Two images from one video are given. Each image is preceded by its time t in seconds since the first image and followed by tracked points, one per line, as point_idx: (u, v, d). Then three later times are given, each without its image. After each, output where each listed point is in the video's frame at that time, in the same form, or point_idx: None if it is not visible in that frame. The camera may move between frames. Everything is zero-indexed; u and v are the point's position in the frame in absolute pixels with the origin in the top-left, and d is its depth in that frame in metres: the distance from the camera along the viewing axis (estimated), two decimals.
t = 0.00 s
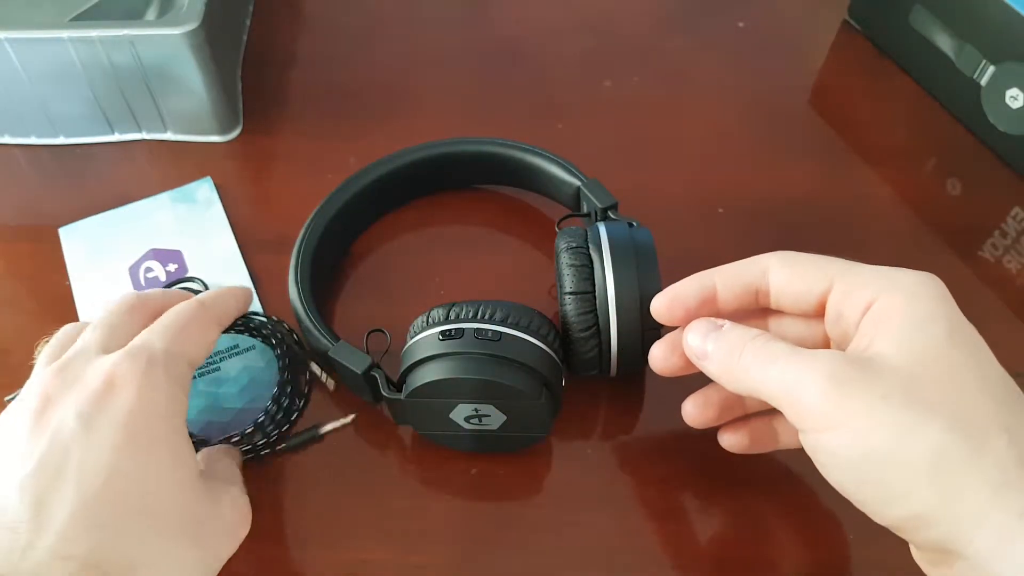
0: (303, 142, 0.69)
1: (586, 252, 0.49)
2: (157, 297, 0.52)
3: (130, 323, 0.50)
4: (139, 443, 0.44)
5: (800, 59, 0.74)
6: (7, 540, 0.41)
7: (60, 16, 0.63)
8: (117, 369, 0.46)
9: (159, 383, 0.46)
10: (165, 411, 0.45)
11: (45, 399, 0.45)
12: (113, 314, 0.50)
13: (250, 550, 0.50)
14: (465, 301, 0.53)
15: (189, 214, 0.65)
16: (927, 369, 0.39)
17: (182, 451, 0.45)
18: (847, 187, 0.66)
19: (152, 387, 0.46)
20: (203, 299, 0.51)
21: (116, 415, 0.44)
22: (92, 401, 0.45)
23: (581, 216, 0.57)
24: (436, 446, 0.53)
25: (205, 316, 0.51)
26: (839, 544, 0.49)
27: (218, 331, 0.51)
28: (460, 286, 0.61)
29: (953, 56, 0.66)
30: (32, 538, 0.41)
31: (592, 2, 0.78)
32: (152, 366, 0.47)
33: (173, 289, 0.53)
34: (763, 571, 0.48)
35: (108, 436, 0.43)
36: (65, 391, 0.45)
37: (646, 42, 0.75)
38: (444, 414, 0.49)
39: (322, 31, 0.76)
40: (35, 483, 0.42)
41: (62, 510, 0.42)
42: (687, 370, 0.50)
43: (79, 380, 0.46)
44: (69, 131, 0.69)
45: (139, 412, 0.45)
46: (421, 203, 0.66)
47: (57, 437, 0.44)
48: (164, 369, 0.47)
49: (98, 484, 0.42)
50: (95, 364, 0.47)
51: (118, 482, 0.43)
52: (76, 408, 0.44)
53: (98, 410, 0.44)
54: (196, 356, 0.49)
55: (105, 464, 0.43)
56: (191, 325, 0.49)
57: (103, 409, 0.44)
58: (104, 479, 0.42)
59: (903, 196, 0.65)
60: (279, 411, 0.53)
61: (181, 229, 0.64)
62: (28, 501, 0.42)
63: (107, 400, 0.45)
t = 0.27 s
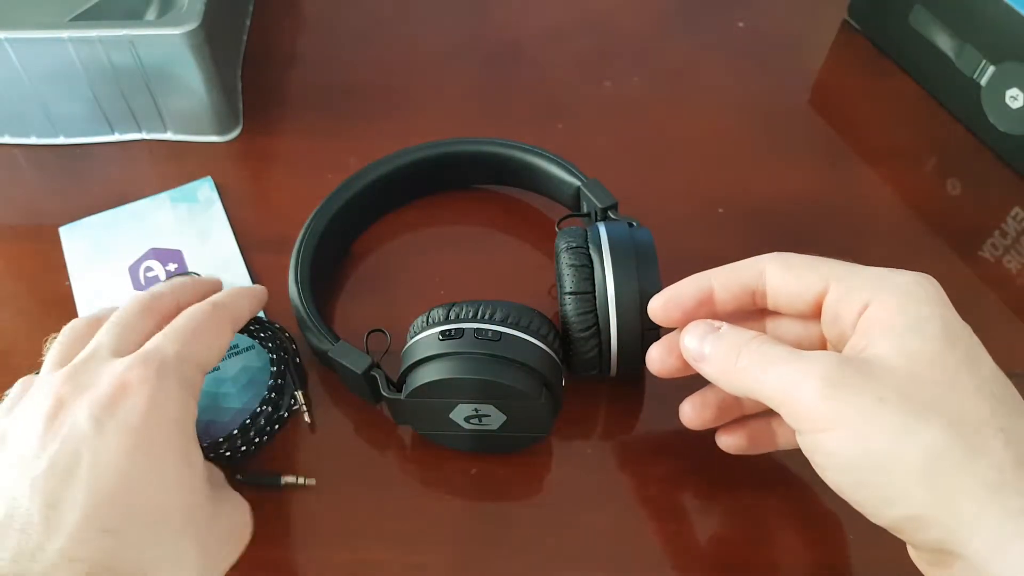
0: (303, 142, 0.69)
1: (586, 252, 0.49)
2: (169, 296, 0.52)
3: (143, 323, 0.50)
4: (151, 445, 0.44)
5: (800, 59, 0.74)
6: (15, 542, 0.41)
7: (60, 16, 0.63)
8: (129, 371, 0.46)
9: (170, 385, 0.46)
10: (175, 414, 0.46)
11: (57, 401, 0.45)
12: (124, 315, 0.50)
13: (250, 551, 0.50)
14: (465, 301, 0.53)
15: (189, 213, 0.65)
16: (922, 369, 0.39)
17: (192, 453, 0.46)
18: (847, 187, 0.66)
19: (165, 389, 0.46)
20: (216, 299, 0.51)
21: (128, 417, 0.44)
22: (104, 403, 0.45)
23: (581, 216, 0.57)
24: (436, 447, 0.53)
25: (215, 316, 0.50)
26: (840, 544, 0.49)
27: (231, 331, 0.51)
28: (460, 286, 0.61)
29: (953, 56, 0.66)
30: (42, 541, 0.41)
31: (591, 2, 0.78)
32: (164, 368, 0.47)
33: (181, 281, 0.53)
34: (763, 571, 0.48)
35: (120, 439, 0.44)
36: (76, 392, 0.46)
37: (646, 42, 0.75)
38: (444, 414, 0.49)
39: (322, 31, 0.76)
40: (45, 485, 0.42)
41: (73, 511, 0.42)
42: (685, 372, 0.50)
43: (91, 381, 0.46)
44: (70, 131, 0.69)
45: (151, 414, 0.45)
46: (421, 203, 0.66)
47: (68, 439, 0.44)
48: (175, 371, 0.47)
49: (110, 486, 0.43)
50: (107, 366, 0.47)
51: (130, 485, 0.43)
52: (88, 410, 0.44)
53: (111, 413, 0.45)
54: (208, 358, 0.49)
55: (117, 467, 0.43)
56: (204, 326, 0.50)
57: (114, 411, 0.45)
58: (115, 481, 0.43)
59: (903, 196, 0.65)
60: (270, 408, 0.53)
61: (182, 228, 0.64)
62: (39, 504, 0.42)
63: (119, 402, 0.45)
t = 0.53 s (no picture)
0: (303, 142, 0.69)
1: (586, 252, 0.49)
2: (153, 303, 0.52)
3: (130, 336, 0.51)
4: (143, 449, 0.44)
5: (799, 59, 0.74)
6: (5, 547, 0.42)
7: (60, 16, 0.63)
8: (121, 378, 0.47)
9: (161, 390, 0.47)
10: (168, 417, 0.46)
11: (51, 409, 0.46)
12: (113, 325, 0.50)
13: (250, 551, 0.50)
14: (464, 301, 0.53)
15: (189, 213, 0.65)
16: (919, 369, 0.39)
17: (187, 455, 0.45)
18: (847, 187, 0.66)
19: (156, 397, 0.46)
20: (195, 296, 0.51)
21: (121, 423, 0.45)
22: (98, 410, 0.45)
23: (581, 216, 0.57)
24: (436, 447, 0.53)
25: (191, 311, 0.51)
26: (840, 544, 0.49)
27: (206, 327, 0.52)
28: (460, 286, 0.61)
29: (953, 56, 0.66)
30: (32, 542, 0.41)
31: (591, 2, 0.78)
32: (153, 376, 0.47)
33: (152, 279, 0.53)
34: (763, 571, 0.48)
35: (112, 443, 0.44)
36: (70, 401, 0.46)
37: (646, 42, 0.75)
38: (444, 414, 0.49)
39: (322, 31, 0.76)
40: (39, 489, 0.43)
41: (64, 513, 0.42)
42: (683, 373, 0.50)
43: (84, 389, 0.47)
44: (70, 131, 0.69)
45: (144, 418, 0.45)
46: (421, 203, 0.66)
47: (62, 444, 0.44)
48: (165, 377, 0.47)
49: (102, 489, 0.43)
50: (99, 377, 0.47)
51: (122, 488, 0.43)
52: (82, 419, 0.45)
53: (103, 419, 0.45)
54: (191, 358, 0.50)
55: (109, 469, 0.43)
56: (187, 327, 0.50)
57: (107, 417, 0.45)
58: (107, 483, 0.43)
59: (903, 196, 0.65)
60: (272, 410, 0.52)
61: (182, 228, 0.64)
62: (31, 506, 0.42)
63: (114, 409, 0.45)
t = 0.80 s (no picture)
0: (303, 142, 0.69)
1: (586, 252, 0.49)
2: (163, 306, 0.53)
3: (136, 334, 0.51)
4: (147, 444, 0.44)
5: (800, 59, 0.74)
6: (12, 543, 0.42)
7: (61, 16, 0.63)
8: (123, 372, 0.47)
9: (165, 385, 0.47)
10: (172, 410, 0.46)
11: (56, 402, 0.46)
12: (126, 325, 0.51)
13: (248, 551, 0.50)
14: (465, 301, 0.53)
15: (189, 212, 0.65)
16: (918, 369, 0.39)
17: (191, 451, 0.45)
18: (847, 187, 0.66)
19: (160, 389, 0.46)
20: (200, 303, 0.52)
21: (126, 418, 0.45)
22: (102, 405, 0.45)
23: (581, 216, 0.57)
24: (435, 447, 0.53)
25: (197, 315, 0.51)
26: (840, 544, 0.49)
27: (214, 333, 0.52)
28: (460, 286, 0.61)
29: (953, 56, 0.66)
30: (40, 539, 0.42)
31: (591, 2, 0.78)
32: (158, 369, 0.47)
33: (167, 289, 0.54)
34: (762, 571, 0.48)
35: (117, 438, 0.44)
36: (74, 394, 0.46)
37: (646, 42, 0.75)
38: (444, 414, 0.49)
39: (322, 31, 0.76)
40: (45, 486, 0.43)
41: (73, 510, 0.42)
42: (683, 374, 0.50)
43: (88, 384, 0.47)
44: (69, 131, 0.69)
45: (148, 414, 0.45)
46: (421, 203, 0.66)
47: (67, 440, 0.44)
48: (170, 370, 0.47)
49: (107, 485, 0.43)
50: (104, 371, 0.48)
51: (126, 483, 0.43)
52: (87, 410, 0.45)
53: (109, 414, 0.45)
54: (195, 354, 0.50)
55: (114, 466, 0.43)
56: (191, 327, 0.50)
57: (111, 411, 0.45)
58: (113, 478, 0.43)
59: (902, 196, 0.65)
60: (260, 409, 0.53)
61: (182, 227, 0.64)
62: (39, 500, 0.42)
63: (117, 401, 0.46)
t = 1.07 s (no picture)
0: (303, 142, 0.69)
1: (586, 252, 0.49)
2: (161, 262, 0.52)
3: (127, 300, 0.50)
4: (130, 433, 0.44)
5: (800, 59, 0.74)
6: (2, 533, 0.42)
7: (61, 16, 0.63)
8: (110, 353, 0.47)
9: (151, 370, 0.47)
10: (159, 393, 0.46)
11: (42, 385, 0.47)
12: (124, 288, 0.51)
13: (248, 550, 0.50)
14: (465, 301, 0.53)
15: (190, 212, 0.65)
16: (914, 369, 0.39)
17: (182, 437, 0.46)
18: (847, 187, 0.66)
19: (146, 368, 0.46)
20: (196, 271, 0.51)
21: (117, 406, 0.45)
22: (88, 389, 0.46)
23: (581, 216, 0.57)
24: (436, 446, 0.53)
25: (199, 286, 0.51)
26: (839, 544, 0.49)
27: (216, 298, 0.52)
28: (460, 286, 0.61)
29: (953, 56, 0.66)
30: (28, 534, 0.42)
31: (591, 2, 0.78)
32: (145, 346, 0.47)
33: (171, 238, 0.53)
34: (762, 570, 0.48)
35: (103, 424, 0.45)
36: (60, 379, 0.47)
37: (646, 42, 0.75)
38: (444, 414, 0.49)
39: (322, 31, 0.76)
40: (30, 475, 0.43)
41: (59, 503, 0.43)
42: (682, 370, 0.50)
43: (75, 364, 0.47)
44: (69, 131, 0.69)
45: (133, 394, 0.45)
46: (420, 203, 0.66)
47: (55, 425, 0.45)
48: (157, 347, 0.48)
49: (89, 476, 0.43)
50: (94, 346, 0.48)
51: (112, 471, 0.43)
52: (72, 398, 0.45)
53: (96, 399, 0.45)
54: (185, 328, 0.49)
55: (99, 455, 0.44)
56: (187, 298, 0.50)
57: (98, 396, 0.46)
58: (103, 471, 0.43)
59: (902, 196, 0.65)
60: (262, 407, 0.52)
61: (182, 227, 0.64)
62: (25, 499, 0.42)
63: (102, 385, 0.46)
